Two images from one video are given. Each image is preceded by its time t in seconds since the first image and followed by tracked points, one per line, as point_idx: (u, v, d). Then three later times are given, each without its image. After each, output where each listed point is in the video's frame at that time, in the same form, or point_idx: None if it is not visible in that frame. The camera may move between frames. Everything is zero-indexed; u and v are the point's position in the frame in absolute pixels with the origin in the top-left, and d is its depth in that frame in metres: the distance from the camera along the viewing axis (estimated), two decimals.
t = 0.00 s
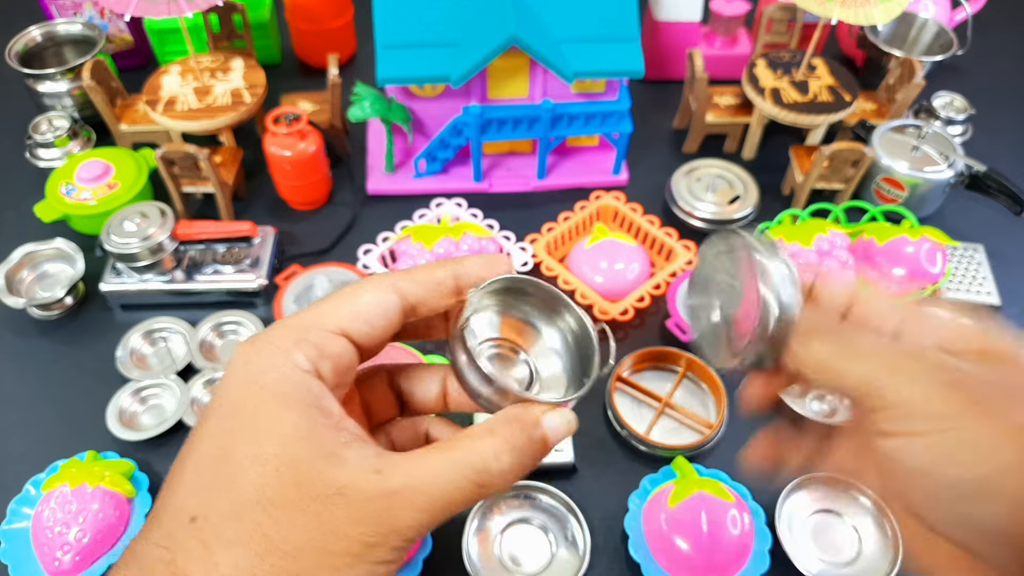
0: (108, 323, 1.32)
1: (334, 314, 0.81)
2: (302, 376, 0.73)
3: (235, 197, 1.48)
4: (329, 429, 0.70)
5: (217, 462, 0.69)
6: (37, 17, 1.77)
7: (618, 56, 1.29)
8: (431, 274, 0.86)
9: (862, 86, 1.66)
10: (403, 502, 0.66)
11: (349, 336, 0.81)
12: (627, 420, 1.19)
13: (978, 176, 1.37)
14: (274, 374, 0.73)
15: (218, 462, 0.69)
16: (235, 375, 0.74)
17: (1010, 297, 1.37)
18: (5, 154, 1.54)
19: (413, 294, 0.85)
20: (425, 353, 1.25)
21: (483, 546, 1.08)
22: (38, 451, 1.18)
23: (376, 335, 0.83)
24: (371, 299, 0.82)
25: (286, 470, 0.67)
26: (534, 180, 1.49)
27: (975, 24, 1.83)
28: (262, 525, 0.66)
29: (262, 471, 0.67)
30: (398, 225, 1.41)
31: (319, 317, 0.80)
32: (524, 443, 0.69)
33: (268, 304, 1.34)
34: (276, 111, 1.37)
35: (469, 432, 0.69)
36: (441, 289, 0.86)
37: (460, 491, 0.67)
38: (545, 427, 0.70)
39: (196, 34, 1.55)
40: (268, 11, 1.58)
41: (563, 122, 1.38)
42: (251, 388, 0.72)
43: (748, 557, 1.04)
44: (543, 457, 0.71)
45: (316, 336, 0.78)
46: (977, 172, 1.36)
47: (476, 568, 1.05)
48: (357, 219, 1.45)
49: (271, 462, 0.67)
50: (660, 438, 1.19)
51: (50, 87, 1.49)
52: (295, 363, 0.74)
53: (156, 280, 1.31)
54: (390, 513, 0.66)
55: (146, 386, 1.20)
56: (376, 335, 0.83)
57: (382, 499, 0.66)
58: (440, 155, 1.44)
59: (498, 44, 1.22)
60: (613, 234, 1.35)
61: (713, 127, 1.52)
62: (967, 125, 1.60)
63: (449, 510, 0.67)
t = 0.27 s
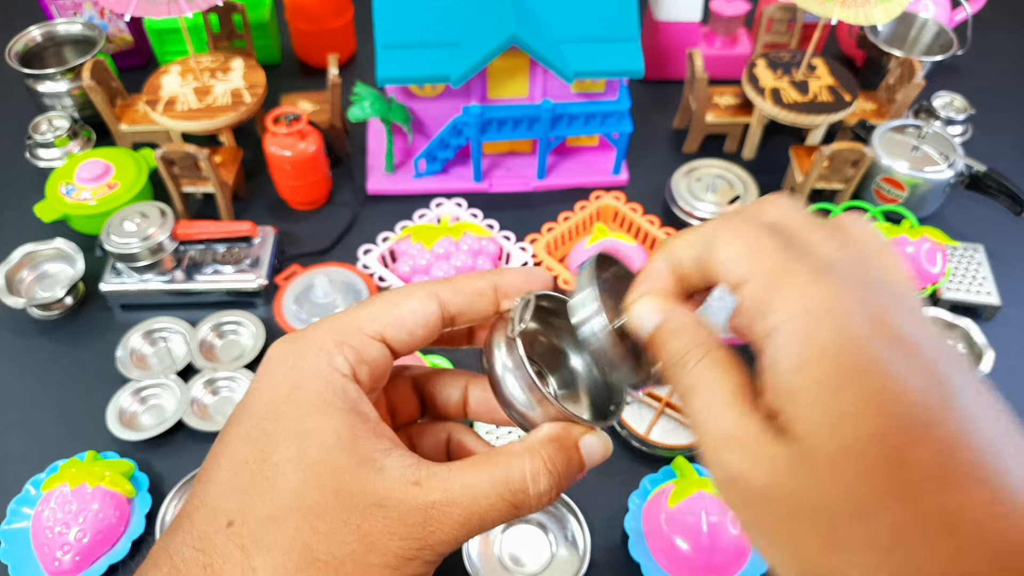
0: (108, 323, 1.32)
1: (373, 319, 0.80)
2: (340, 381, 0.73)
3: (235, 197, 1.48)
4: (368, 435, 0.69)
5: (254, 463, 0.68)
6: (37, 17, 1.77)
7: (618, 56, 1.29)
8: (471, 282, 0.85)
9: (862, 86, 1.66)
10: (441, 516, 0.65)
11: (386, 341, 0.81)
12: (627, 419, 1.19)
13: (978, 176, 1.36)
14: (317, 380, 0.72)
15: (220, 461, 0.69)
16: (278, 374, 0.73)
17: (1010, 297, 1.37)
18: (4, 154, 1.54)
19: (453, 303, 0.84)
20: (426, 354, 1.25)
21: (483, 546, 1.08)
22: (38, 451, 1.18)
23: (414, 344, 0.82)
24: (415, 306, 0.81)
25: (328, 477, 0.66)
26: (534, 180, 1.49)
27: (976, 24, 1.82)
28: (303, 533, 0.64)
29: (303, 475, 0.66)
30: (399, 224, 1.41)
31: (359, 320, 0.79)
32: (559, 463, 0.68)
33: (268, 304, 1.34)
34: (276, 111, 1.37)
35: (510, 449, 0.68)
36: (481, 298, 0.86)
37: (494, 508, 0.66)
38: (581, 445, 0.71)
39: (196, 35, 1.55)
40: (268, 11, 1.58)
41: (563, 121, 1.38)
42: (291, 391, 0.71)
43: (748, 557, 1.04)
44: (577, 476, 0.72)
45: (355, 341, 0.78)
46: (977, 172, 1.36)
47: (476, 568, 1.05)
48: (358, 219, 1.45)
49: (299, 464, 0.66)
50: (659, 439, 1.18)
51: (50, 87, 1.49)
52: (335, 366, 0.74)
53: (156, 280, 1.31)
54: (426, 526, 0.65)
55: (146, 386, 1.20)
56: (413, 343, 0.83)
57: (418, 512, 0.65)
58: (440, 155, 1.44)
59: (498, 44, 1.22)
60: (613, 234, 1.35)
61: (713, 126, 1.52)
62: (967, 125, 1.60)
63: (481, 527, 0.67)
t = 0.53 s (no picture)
0: (108, 323, 1.32)
1: (385, 324, 0.80)
2: (350, 384, 0.73)
3: (235, 197, 1.48)
4: (377, 439, 0.69)
5: (263, 467, 0.67)
6: (37, 17, 1.77)
7: (618, 56, 1.29)
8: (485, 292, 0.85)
9: (862, 86, 1.65)
10: (449, 520, 0.65)
11: (397, 347, 0.81)
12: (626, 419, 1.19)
13: (978, 175, 1.36)
14: (328, 385, 0.72)
15: (222, 462, 0.69)
16: (288, 377, 0.73)
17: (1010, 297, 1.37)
18: (4, 154, 1.54)
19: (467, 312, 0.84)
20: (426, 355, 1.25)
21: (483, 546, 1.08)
22: (38, 451, 1.18)
23: (425, 351, 0.82)
24: (428, 314, 0.81)
25: (337, 481, 0.66)
26: (534, 180, 1.49)
27: (976, 24, 1.82)
28: (313, 539, 0.64)
29: (310, 480, 0.66)
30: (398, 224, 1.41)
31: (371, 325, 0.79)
32: (565, 467, 0.68)
33: (268, 304, 1.34)
34: (276, 111, 1.37)
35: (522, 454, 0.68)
36: (494, 308, 0.86)
37: (502, 512, 0.66)
38: (592, 452, 0.71)
39: (196, 35, 1.55)
40: (268, 11, 1.58)
41: (563, 121, 1.38)
42: (301, 394, 0.72)
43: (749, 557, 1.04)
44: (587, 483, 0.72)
45: (366, 345, 0.78)
46: (977, 172, 1.36)
47: (475, 568, 1.05)
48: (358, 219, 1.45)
49: (310, 466, 0.67)
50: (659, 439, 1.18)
51: (50, 87, 1.49)
52: (344, 370, 0.74)
53: (156, 280, 1.31)
54: (435, 530, 0.65)
55: (146, 386, 1.19)
56: (424, 350, 0.82)
57: (427, 516, 0.65)
58: (440, 155, 1.44)
59: (498, 44, 1.22)
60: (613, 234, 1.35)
61: (713, 126, 1.51)
62: (967, 125, 1.60)
63: (488, 530, 0.67)
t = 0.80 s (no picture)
0: (108, 322, 1.32)
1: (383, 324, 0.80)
2: (346, 385, 0.73)
3: (235, 197, 1.48)
4: (371, 441, 0.69)
5: (255, 466, 0.67)
6: (36, 17, 1.77)
7: (618, 56, 1.29)
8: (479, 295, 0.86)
9: (862, 86, 1.66)
10: (440, 525, 0.66)
11: (392, 348, 0.81)
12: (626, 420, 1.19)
13: (978, 175, 1.36)
14: (323, 383, 0.72)
15: (215, 459, 0.69)
16: (283, 375, 0.73)
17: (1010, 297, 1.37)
18: (4, 154, 1.54)
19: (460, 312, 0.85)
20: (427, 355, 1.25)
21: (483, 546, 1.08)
22: (38, 451, 1.18)
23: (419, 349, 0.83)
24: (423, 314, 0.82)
25: (331, 482, 0.66)
26: (534, 180, 1.49)
27: (975, 24, 1.83)
28: (303, 539, 0.64)
29: (304, 479, 0.66)
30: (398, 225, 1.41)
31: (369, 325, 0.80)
32: (550, 478, 0.68)
33: (268, 304, 1.34)
34: (276, 111, 1.37)
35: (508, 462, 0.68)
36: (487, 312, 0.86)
37: (488, 518, 0.66)
38: (581, 466, 0.70)
39: (196, 35, 1.55)
40: (268, 11, 1.58)
41: (563, 121, 1.38)
42: (295, 393, 0.71)
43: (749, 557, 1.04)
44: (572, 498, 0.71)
45: (361, 345, 0.78)
46: (977, 172, 1.36)
47: (476, 568, 1.06)
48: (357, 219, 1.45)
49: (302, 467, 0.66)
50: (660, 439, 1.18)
51: (50, 87, 1.49)
52: (341, 370, 0.74)
53: (156, 280, 1.31)
54: (427, 533, 0.65)
55: (146, 386, 1.19)
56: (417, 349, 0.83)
57: (419, 519, 0.65)
58: (440, 155, 1.44)
59: (498, 44, 1.22)
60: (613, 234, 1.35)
61: (713, 126, 1.51)
62: (967, 125, 1.60)
63: (476, 535, 0.67)
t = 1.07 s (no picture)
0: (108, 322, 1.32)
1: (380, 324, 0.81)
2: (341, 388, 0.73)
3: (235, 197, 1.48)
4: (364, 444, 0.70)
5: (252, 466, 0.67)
6: (37, 18, 1.77)
7: (618, 56, 1.29)
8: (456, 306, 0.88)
9: (862, 86, 1.66)
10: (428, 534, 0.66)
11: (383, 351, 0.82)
12: (626, 419, 1.19)
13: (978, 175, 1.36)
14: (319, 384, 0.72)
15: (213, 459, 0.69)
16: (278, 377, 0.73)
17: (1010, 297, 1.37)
18: (4, 154, 1.54)
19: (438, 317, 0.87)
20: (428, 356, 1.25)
21: (483, 545, 1.08)
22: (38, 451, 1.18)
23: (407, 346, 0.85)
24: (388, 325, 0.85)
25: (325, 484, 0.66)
26: (534, 180, 1.49)
27: (976, 24, 1.83)
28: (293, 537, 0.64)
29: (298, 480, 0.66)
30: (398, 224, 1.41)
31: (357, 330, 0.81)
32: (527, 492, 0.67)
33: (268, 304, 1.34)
34: (276, 111, 1.37)
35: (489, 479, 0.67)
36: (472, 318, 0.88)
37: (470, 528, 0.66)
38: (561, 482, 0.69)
39: (196, 35, 1.55)
40: (268, 11, 1.58)
41: (563, 121, 1.38)
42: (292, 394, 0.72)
43: (748, 557, 1.04)
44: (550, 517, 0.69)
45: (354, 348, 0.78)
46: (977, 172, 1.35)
47: (475, 567, 1.05)
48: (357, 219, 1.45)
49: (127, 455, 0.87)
50: (660, 438, 1.19)
51: (49, 87, 1.49)
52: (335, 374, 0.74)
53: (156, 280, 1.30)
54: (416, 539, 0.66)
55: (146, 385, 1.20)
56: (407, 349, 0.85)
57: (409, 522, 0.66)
58: (440, 155, 1.44)
59: (498, 44, 1.22)
60: (613, 234, 1.35)
61: (713, 126, 1.51)
62: (967, 125, 1.60)
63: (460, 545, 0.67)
